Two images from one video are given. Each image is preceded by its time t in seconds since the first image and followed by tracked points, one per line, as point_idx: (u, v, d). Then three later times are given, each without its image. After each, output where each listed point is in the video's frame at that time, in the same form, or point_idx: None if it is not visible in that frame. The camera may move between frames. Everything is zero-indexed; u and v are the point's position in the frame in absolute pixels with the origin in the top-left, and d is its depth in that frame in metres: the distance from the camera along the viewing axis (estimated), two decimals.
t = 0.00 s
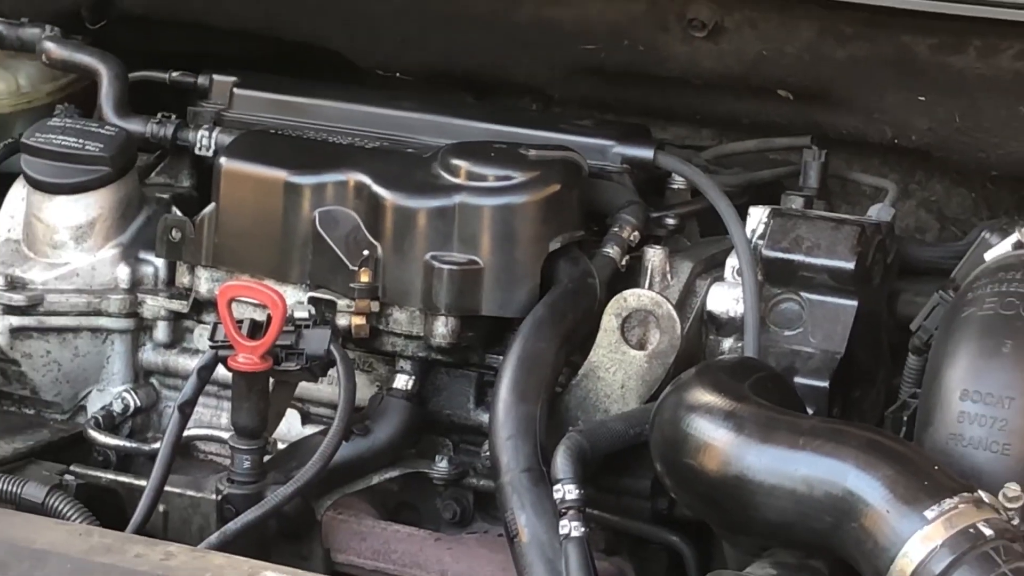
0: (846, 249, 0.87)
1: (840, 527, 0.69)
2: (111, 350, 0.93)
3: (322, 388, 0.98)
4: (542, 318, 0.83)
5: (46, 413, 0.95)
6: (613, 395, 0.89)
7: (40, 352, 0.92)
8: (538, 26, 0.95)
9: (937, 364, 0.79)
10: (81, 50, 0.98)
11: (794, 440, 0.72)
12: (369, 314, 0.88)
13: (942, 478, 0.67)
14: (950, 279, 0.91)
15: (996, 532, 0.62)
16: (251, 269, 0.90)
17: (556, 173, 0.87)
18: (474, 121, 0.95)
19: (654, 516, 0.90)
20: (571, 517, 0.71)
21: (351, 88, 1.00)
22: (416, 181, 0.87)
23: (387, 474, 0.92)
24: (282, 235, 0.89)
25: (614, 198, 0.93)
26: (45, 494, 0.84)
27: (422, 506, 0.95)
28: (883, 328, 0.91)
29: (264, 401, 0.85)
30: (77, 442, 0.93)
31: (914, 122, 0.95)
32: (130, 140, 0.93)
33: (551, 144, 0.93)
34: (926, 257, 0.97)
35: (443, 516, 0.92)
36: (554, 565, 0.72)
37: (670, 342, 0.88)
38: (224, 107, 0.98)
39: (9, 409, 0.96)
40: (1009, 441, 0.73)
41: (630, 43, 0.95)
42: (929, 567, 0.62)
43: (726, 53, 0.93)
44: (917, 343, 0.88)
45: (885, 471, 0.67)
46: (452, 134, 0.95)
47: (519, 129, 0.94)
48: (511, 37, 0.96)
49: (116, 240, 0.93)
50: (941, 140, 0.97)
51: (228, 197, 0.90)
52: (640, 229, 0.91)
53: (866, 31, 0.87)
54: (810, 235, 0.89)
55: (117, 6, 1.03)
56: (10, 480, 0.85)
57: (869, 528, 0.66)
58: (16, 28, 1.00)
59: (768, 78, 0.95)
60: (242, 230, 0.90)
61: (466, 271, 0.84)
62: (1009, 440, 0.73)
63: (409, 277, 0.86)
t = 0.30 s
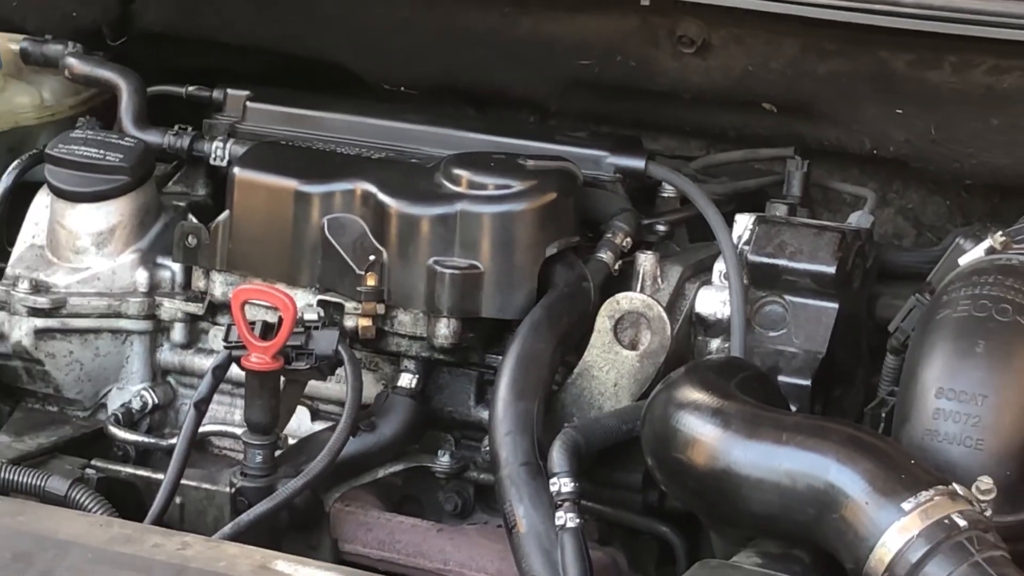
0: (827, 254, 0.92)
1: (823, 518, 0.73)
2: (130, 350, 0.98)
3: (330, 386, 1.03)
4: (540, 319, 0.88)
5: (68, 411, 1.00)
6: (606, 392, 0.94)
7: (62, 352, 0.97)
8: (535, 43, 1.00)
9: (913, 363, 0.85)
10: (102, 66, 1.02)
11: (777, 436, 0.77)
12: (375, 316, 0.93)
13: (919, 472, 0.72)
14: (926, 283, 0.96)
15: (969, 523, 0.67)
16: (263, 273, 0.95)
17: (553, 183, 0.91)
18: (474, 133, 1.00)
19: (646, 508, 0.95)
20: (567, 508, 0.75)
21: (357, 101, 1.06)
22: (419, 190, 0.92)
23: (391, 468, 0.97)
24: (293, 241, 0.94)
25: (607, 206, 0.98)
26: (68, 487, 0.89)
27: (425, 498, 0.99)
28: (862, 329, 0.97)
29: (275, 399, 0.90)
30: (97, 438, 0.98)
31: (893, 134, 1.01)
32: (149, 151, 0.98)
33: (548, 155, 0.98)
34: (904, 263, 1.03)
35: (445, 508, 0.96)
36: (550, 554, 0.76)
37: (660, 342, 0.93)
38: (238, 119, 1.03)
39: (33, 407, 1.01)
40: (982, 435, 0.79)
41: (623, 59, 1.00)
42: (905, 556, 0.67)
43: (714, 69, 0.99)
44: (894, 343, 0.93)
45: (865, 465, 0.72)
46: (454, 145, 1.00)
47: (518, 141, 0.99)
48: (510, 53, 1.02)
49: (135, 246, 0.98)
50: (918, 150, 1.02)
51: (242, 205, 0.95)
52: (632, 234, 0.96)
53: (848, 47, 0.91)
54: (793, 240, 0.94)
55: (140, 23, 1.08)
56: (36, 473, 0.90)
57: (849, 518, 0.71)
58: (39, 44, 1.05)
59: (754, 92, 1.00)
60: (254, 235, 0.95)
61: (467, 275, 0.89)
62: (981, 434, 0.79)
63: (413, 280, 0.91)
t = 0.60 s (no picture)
0: (811, 260, 0.96)
1: (807, 509, 0.78)
2: (149, 350, 1.03)
3: (339, 383, 1.08)
4: (538, 320, 0.93)
5: (90, 407, 1.05)
6: (602, 390, 0.99)
7: (85, 352, 1.02)
8: (534, 59, 1.06)
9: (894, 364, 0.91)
10: (123, 80, 1.08)
11: (763, 431, 0.82)
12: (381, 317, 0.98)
13: (899, 467, 0.77)
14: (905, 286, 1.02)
15: (946, 514, 0.72)
16: (276, 277, 1.00)
17: (550, 191, 0.96)
18: (476, 144, 1.05)
19: (638, 499, 1.00)
20: (564, 500, 0.80)
21: (364, 113, 1.11)
22: (422, 198, 0.97)
23: (397, 462, 1.02)
24: (303, 247, 0.99)
25: (602, 213, 1.03)
26: (90, 480, 0.94)
27: (430, 491, 1.05)
28: (844, 331, 1.02)
29: (286, 397, 0.95)
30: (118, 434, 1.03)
31: (873, 145, 1.06)
32: (166, 162, 1.03)
33: (545, 165, 1.03)
34: (884, 267, 1.08)
35: (448, 500, 1.01)
36: (548, 543, 0.81)
37: (653, 343, 0.98)
38: (251, 131, 1.09)
39: (57, 404, 1.06)
40: (957, 431, 0.85)
41: (617, 74, 1.06)
42: (886, 544, 0.72)
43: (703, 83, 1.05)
44: (874, 343, 0.99)
45: (846, 459, 0.77)
46: (457, 156, 1.05)
47: (517, 151, 1.04)
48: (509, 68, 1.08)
49: (153, 251, 1.03)
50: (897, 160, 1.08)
51: (255, 213, 1.00)
52: (626, 240, 1.01)
53: (829, 62, 0.98)
54: (779, 246, 0.99)
55: (156, 41, 1.16)
56: (60, 467, 0.96)
57: (832, 510, 0.76)
58: (63, 59, 1.10)
59: (741, 105, 1.06)
60: (267, 241, 1.00)
61: (468, 280, 0.94)
62: (956, 430, 0.85)
63: (418, 283, 0.96)
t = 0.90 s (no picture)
0: (797, 264, 1.01)
1: (793, 503, 0.83)
2: (163, 350, 1.08)
3: (344, 382, 1.12)
4: (536, 322, 0.97)
5: (106, 405, 1.10)
6: (596, 389, 1.03)
7: (101, 352, 1.06)
8: (533, 71, 1.11)
9: (877, 364, 0.96)
10: (138, 92, 1.12)
11: (750, 428, 0.87)
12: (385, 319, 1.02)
13: (881, 462, 0.81)
14: (888, 288, 1.06)
15: (926, 507, 0.77)
16: (284, 281, 1.05)
17: (548, 198, 1.01)
18: (477, 152, 1.09)
19: (632, 493, 1.05)
20: (560, 494, 0.84)
21: (369, 123, 1.16)
22: (424, 205, 1.01)
23: (400, 458, 1.06)
24: (311, 251, 1.03)
25: (597, 220, 1.08)
26: (107, 474, 0.99)
27: (432, 485, 1.09)
28: (830, 332, 1.07)
29: (295, 395, 0.99)
30: (134, 431, 1.08)
31: (857, 154, 1.11)
32: (179, 170, 1.07)
33: (543, 173, 1.07)
34: (868, 271, 1.12)
35: (450, 495, 1.06)
36: (546, 535, 0.86)
37: (645, 343, 1.03)
38: (260, 140, 1.13)
39: (75, 402, 1.11)
40: (937, 428, 0.90)
41: (611, 85, 1.11)
42: (869, 536, 0.76)
43: (694, 94, 1.09)
44: (857, 344, 1.03)
45: (831, 455, 0.82)
46: (458, 164, 1.09)
47: (516, 160, 1.09)
48: (509, 80, 1.13)
49: (167, 255, 1.08)
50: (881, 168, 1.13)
51: (265, 219, 1.04)
52: (620, 245, 1.06)
53: (815, 75, 1.03)
54: (767, 250, 1.03)
55: (171, 54, 1.20)
56: (78, 462, 1.00)
57: (818, 503, 0.80)
58: (80, 71, 1.14)
59: (730, 115, 1.11)
60: (276, 245, 1.04)
61: (469, 283, 0.98)
62: (936, 427, 0.90)
63: (421, 286, 1.01)
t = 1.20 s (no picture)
0: (783, 266, 1.06)
1: (779, 494, 0.88)
2: (179, 349, 1.13)
3: (351, 379, 1.18)
4: (534, 323, 1.03)
5: (125, 401, 1.16)
6: (592, 386, 1.09)
7: (120, 351, 1.11)
8: (533, 84, 1.16)
9: (859, 363, 1.01)
10: (155, 103, 1.17)
11: (739, 423, 0.92)
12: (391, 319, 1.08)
13: (862, 455, 0.86)
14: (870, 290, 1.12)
15: (906, 499, 0.82)
16: (295, 283, 1.10)
17: (546, 204, 1.06)
18: (478, 161, 1.15)
19: (625, 486, 1.10)
20: (558, 486, 0.90)
21: (375, 133, 1.21)
22: (428, 211, 1.06)
23: (405, 451, 1.11)
24: (320, 255, 1.09)
25: (592, 224, 1.13)
26: (126, 467, 1.04)
27: (436, 478, 1.15)
28: (815, 333, 1.12)
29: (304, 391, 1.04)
30: (151, 426, 1.14)
31: (841, 163, 1.17)
32: (194, 178, 1.12)
33: (541, 180, 1.13)
34: (851, 274, 1.18)
35: (452, 487, 1.11)
36: (543, 525, 0.91)
37: (639, 342, 1.09)
38: (272, 149, 1.19)
39: (96, 398, 1.17)
40: (916, 423, 0.95)
41: (606, 97, 1.16)
42: (852, 527, 0.81)
43: (686, 105, 1.15)
44: (840, 343, 1.09)
45: (816, 449, 0.87)
46: (460, 171, 1.15)
47: (516, 167, 1.14)
48: (509, 92, 1.19)
49: (183, 259, 1.13)
50: (864, 175, 1.18)
51: (276, 224, 1.09)
52: (614, 249, 1.11)
53: (801, 87, 1.08)
54: (754, 254, 1.08)
55: (187, 67, 1.25)
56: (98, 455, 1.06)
57: (803, 494, 0.86)
58: (100, 84, 1.20)
59: (720, 124, 1.16)
60: (287, 249, 1.09)
61: (471, 285, 1.03)
62: (915, 422, 0.95)
63: (425, 288, 1.06)
